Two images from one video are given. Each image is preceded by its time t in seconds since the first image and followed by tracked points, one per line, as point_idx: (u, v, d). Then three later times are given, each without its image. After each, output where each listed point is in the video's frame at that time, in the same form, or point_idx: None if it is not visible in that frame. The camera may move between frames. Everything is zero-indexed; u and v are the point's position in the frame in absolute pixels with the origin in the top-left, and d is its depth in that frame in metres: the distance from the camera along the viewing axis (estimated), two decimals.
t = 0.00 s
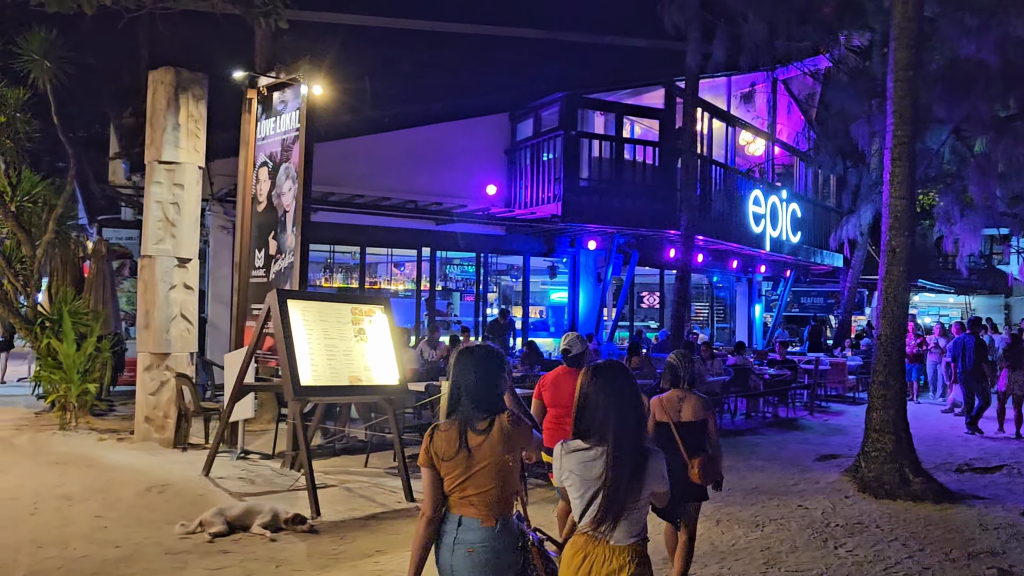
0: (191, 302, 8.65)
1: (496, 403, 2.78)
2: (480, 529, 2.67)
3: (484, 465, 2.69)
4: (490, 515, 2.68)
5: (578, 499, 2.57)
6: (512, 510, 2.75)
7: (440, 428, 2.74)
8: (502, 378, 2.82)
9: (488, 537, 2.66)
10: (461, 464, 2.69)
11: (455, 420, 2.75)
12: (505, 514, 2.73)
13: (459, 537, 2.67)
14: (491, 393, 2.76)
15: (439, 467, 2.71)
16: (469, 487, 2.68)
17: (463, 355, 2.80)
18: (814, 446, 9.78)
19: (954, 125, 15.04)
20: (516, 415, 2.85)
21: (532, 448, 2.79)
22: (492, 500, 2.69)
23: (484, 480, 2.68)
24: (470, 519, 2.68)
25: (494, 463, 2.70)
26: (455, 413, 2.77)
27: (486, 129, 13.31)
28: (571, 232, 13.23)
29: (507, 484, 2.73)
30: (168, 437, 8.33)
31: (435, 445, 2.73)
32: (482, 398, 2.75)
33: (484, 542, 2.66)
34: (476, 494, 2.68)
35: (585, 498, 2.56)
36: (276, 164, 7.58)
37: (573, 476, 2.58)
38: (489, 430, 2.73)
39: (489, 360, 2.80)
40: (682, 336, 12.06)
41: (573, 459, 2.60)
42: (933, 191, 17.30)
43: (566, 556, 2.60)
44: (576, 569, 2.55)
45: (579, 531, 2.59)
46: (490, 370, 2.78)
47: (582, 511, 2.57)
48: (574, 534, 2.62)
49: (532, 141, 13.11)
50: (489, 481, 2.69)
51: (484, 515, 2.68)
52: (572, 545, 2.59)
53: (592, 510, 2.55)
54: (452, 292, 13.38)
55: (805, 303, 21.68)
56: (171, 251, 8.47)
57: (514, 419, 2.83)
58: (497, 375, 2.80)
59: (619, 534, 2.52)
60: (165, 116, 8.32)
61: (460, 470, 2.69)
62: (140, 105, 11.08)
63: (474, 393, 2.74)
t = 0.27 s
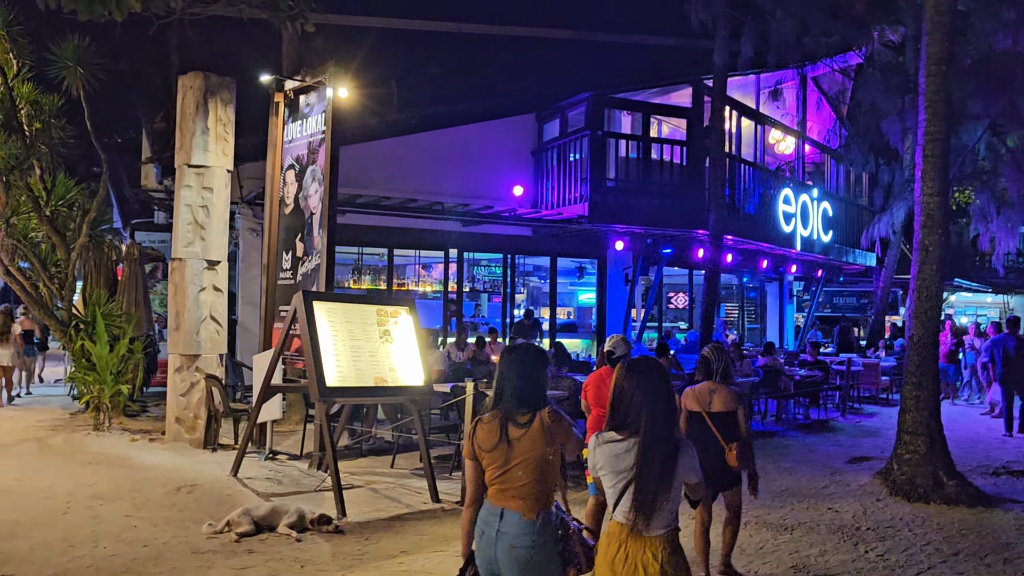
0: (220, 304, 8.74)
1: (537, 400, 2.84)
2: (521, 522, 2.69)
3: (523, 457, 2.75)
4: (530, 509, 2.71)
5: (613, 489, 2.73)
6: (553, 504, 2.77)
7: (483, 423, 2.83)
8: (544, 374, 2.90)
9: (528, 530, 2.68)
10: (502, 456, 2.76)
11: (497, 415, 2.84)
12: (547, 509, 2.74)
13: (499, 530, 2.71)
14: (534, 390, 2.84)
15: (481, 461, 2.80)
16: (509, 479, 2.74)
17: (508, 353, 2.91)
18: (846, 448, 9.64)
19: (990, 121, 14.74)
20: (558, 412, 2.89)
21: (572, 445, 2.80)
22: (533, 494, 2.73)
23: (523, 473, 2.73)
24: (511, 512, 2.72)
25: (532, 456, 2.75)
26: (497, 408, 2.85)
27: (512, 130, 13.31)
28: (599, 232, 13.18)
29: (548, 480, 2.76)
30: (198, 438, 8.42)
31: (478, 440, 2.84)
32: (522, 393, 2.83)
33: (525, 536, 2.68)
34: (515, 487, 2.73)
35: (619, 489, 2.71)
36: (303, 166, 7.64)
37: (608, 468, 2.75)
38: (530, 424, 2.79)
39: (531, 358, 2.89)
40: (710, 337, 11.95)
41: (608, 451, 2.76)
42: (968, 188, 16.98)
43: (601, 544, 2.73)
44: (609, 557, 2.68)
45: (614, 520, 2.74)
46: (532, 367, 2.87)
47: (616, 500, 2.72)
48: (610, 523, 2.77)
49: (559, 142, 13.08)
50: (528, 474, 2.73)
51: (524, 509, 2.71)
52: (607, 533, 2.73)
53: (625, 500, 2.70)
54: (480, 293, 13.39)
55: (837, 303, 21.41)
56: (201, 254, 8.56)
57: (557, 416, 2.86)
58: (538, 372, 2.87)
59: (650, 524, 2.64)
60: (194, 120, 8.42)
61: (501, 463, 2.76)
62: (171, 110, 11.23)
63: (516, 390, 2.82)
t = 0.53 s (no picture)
0: (227, 306, 8.79)
1: (573, 404, 2.86)
2: (557, 524, 2.72)
3: (559, 459, 2.77)
4: (566, 510, 2.73)
5: (638, 486, 2.82)
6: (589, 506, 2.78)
7: (520, 426, 2.86)
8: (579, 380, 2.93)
9: (565, 531, 2.70)
10: (538, 458, 2.79)
11: (534, 418, 2.87)
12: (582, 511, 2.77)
13: (536, 531, 2.73)
14: (571, 393, 2.86)
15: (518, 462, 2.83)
16: (545, 481, 2.76)
17: (544, 358, 2.94)
18: (855, 449, 9.59)
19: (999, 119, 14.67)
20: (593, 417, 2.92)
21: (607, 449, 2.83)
22: (569, 497, 2.75)
23: (560, 475, 2.75)
24: (547, 513, 2.74)
25: (569, 459, 2.77)
26: (534, 412, 2.88)
27: (519, 132, 13.32)
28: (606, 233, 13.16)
29: (584, 482, 2.78)
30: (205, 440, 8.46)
31: (514, 441, 2.87)
32: (559, 397, 2.85)
33: (561, 536, 2.70)
34: (551, 488, 2.75)
35: (643, 485, 2.80)
36: (309, 169, 7.66)
37: (632, 465, 2.84)
38: (566, 429, 2.81)
39: (567, 362, 2.92)
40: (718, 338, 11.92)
41: (631, 449, 2.85)
42: (979, 188, 16.88)
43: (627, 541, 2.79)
44: (634, 551, 2.75)
45: (637, 515, 2.82)
46: (568, 372, 2.90)
47: (639, 495, 2.82)
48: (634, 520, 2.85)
49: (565, 143, 13.09)
50: (565, 476, 2.75)
51: (561, 510, 2.73)
52: (630, 529, 2.81)
53: (648, 495, 2.78)
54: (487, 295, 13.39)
55: (846, 304, 21.31)
56: (208, 256, 8.60)
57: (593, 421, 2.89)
58: (574, 376, 2.90)
59: (672, 518, 2.73)
60: (201, 124, 8.46)
61: (538, 464, 2.79)
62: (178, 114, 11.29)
63: (552, 394, 2.85)
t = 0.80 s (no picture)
0: (214, 304, 8.74)
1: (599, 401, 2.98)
2: (583, 515, 2.86)
3: (586, 454, 2.90)
4: (591, 502, 2.87)
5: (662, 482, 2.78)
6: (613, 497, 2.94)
7: (546, 421, 2.98)
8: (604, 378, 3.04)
9: (590, 521, 2.85)
10: (566, 453, 2.91)
11: (560, 415, 2.98)
12: (606, 503, 2.91)
13: (562, 521, 2.87)
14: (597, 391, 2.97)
15: (544, 456, 2.94)
16: (572, 474, 2.89)
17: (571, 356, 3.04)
18: (842, 446, 9.63)
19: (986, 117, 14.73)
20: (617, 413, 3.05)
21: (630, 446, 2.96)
22: (595, 490, 2.89)
23: (586, 468, 2.89)
24: (573, 505, 2.88)
25: (595, 454, 2.90)
26: (560, 408, 2.99)
27: (508, 129, 13.30)
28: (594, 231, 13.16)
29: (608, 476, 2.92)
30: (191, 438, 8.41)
31: (540, 436, 2.98)
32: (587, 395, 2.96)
33: (587, 526, 2.85)
34: (578, 481, 2.88)
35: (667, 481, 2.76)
36: (296, 166, 7.62)
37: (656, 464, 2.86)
38: (593, 426, 2.94)
39: (592, 361, 3.02)
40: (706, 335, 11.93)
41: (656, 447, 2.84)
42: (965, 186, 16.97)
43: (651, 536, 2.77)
44: (659, 545, 2.73)
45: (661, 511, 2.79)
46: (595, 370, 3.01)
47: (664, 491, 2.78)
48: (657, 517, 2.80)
49: (554, 141, 13.08)
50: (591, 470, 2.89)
51: (586, 502, 2.87)
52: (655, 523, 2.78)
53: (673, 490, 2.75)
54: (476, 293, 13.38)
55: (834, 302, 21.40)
56: (195, 253, 8.55)
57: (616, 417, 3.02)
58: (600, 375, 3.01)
59: (697, 511, 2.70)
60: (187, 119, 8.39)
61: (565, 458, 2.91)
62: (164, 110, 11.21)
63: (579, 391, 2.96)
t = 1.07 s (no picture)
0: (185, 295, 8.62)
1: (597, 392, 2.98)
2: (579, 504, 2.85)
3: (586, 444, 2.89)
4: (588, 492, 2.87)
5: (666, 471, 2.80)
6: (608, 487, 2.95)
7: (546, 412, 2.94)
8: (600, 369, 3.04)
9: (587, 512, 2.85)
10: (565, 443, 2.89)
11: (558, 405, 2.95)
12: (601, 493, 2.92)
13: (558, 511, 2.86)
14: (595, 382, 2.97)
15: (542, 446, 2.91)
16: (571, 465, 2.87)
17: (569, 346, 3.02)
18: (814, 440, 9.70)
19: (958, 115, 14.89)
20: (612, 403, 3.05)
21: (627, 438, 2.98)
22: (592, 480, 2.88)
23: (585, 458, 2.88)
24: (569, 495, 2.87)
25: (595, 444, 2.90)
26: (558, 398, 2.96)
27: (484, 121, 13.24)
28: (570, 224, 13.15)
29: (604, 467, 2.92)
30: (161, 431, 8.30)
31: (539, 426, 2.93)
32: (586, 385, 2.95)
33: (583, 516, 2.85)
34: (576, 472, 2.87)
35: (671, 471, 2.78)
36: (269, 155, 7.52)
37: (658, 453, 2.81)
38: (593, 416, 2.94)
39: (590, 352, 3.01)
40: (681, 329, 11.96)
41: (659, 436, 2.84)
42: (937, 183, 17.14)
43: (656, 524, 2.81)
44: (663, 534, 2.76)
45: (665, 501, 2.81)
46: (594, 361, 3.00)
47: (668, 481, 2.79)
48: (661, 506, 2.85)
49: (531, 134, 13.03)
50: (589, 461, 2.88)
51: (583, 493, 2.87)
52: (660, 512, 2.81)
53: (676, 481, 2.76)
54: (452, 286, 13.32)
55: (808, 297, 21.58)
56: (165, 244, 8.41)
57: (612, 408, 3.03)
58: (597, 366, 3.01)
59: (699, 501, 2.71)
60: (157, 108, 8.25)
61: (564, 448, 2.89)
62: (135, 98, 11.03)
63: (579, 382, 2.94)
